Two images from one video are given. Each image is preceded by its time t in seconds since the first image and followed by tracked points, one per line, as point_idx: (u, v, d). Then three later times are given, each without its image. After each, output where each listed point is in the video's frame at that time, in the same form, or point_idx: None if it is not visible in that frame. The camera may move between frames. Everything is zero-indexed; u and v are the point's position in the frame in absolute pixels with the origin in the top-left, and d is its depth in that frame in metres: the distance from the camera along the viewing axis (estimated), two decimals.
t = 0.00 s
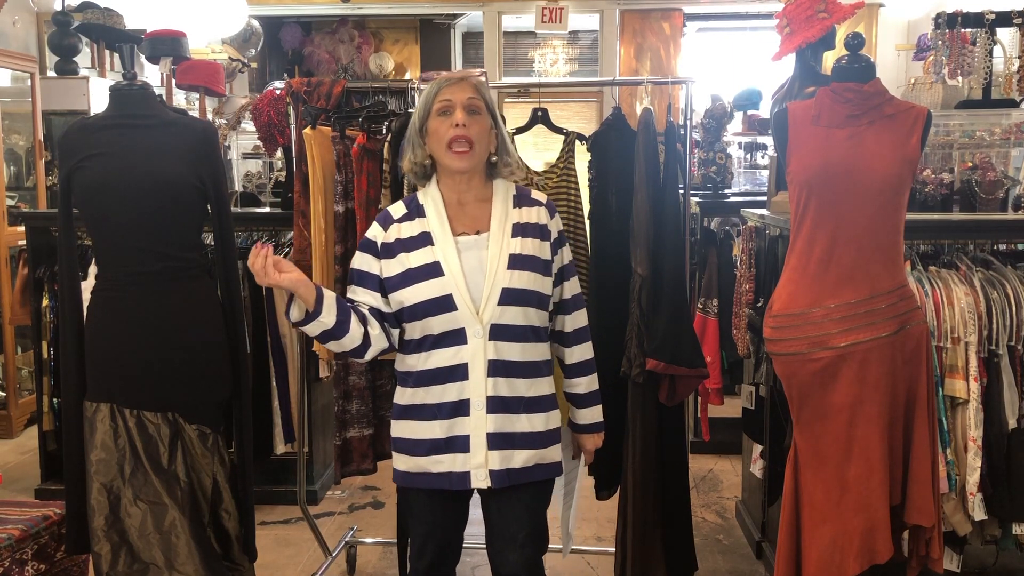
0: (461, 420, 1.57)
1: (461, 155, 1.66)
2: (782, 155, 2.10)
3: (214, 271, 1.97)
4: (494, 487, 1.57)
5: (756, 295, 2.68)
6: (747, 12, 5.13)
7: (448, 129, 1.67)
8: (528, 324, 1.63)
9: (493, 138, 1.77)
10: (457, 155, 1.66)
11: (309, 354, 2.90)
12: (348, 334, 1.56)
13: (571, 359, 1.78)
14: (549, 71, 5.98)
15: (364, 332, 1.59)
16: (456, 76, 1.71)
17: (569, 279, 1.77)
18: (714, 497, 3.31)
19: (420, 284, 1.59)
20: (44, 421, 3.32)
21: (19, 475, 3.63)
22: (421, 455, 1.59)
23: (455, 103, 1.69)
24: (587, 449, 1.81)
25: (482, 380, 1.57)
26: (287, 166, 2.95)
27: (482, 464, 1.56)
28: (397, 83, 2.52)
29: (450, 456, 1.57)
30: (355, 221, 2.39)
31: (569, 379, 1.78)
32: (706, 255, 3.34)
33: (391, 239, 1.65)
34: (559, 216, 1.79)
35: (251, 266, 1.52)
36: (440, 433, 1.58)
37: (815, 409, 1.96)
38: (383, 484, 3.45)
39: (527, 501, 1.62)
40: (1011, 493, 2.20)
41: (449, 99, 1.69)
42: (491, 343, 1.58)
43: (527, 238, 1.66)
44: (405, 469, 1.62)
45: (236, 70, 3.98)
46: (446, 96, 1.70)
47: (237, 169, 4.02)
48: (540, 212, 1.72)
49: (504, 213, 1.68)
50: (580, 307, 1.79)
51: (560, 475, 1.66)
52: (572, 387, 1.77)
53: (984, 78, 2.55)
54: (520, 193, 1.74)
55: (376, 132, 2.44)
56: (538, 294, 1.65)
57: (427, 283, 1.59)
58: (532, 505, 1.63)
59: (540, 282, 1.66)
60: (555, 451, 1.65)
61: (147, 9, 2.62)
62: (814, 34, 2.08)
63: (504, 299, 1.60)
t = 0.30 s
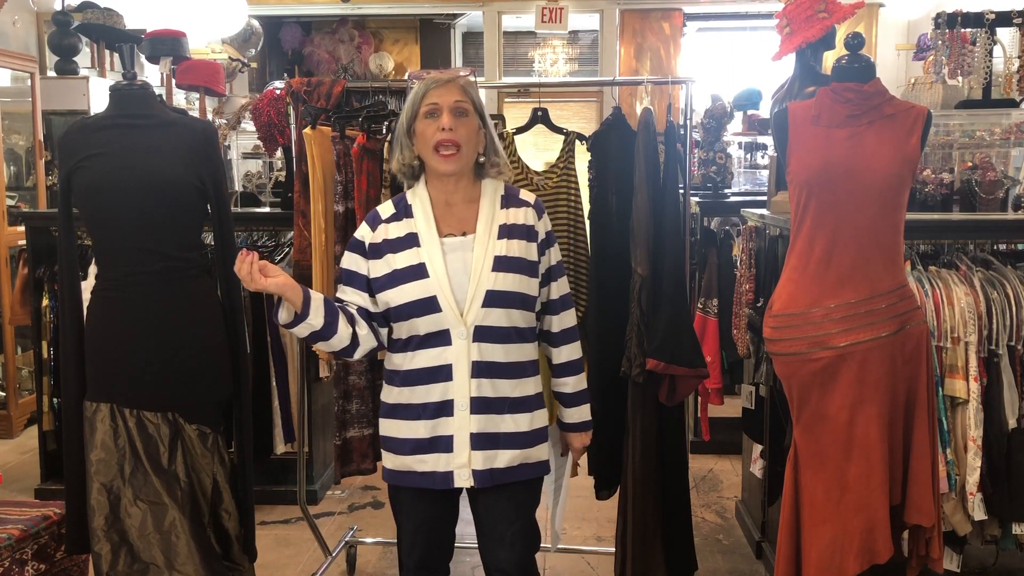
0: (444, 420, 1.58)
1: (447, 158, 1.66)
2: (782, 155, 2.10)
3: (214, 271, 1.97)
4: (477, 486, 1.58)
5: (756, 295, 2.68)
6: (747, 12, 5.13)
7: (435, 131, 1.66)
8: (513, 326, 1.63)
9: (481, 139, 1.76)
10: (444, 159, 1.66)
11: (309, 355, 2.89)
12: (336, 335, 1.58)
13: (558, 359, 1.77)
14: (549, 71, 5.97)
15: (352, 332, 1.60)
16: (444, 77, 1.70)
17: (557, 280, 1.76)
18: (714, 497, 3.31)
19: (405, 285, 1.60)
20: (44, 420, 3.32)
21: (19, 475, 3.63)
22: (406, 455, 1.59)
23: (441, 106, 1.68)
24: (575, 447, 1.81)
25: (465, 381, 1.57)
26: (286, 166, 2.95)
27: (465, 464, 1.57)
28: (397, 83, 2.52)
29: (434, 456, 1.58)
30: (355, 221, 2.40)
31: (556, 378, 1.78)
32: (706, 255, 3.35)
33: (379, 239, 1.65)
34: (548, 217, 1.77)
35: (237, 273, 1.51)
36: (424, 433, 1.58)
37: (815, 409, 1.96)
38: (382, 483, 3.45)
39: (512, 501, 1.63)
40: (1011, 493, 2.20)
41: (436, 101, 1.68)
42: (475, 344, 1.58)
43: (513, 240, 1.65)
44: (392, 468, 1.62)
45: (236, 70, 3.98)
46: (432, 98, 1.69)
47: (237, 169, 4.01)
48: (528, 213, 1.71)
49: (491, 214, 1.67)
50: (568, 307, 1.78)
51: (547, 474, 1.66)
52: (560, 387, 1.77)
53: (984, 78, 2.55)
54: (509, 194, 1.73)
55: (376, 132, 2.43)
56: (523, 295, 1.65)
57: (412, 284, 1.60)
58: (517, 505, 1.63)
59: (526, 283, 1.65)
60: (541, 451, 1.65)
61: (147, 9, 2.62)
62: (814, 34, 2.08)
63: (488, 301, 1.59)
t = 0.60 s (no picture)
0: (434, 420, 1.58)
1: (440, 157, 1.66)
2: (782, 155, 2.10)
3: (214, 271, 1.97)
4: (466, 486, 1.58)
5: (756, 295, 2.68)
6: (748, 12, 5.14)
7: (428, 132, 1.66)
8: (503, 326, 1.63)
9: (475, 139, 1.76)
10: (436, 159, 1.66)
11: (309, 355, 2.89)
12: (327, 333, 1.58)
13: (549, 360, 1.77)
14: (550, 71, 5.93)
15: (344, 331, 1.60)
16: (438, 77, 1.70)
17: (549, 281, 1.75)
18: (714, 497, 3.31)
19: (396, 284, 1.60)
20: (44, 421, 3.32)
21: (19, 475, 3.63)
22: (396, 453, 1.60)
23: (435, 107, 1.68)
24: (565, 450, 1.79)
25: (455, 381, 1.57)
26: (286, 166, 2.95)
27: (453, 463, 1.57)
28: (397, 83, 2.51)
29: (423, 455, 1.58)
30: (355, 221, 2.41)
31: (546, 379, 1.77)
32: (706, 255, 3.35)
33: (371, 238, 1.66)
34: (541, 217, 1.77)
35: (230, 270, 1.52)
36: (414, 432, 1.58)
37: (815, 409, 1.96)
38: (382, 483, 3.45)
39: (502, 500, 1.63)
40: (1011, 493, 2.20)
41: (430, 102, 1.68)
42: (465, 344, 1.58)
43: (505, 240, 1.65)
44: (383, 467, 1.63)
45: (236, 70, 3.98)
46: (426, 99, 1.69)
47: (237, 169, 4.01)
48: (521, 214, 1.71)
49: (483, 214, 1.67)
50: (559, 308, 1.77)
51: (538, 474, 1.66)
52: (550, 388, 1.77)
53: (984, 78, 2.55)
54: (502, 194, 1.73)
55: (376, 132, 2.43)
56: (514, 296, 1.64)
57: (403, 282, 1.60)
58: (508, 505, 1.63)
59: (517, 284, 1.65)
60: (531, 451, 1.64)
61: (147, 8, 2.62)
62: (814, 34, 2.08)
63: (478, 301, 1.59)
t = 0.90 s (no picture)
0: (421, 419, 1.58)
1: (432, 157, 1.66)
2: (782, 155, 2.10)
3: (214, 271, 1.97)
4: (451, 486, 1.58)
5: (756, 295, 2.67)
6: (748, 12, 5.14)
7: (421, 132, 1.66)
8: (492, 328, 1.62)
9: (469, 140, 1.76)
10: (428, 159, 1.65)
11: (309, 355, 2.89)
12: (318, 330, 1.59)
13: (543, 362, 1.75)
14: (549, 71, 6.00)
15: (335, 328, 1.62)
16: (433, 78, 1.70)
17: (542, 283, 1.74)
18: (714, 497, 3.31)
19: (386, 284, 1.61)
20: (44, 421, 3.32)
21: (19, 475, 3.63)
22: (384, 452, 1.61)
23: (427, 108, 1.68)
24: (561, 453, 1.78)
25: (442, 381, 1.57)
26: (286, 166, 2.95)
27: (439, 463, 1.57)
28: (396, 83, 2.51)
29: (410, 454, 1.58)
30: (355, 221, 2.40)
31: (541, 381, 1.75)
32: (706, 255, 3.35)
33: (364, 237, 1.67)
34: (535, 219, 1.75)
35: (223, 268, 1.57)
36: (402, 431, 1.59)
37: (814, 409, 1.96)
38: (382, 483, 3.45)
39: (491, 501, 1.63)
40: (1011, 493, 2.20)
41: (423, 103, 1.68)
42: (453, 344, 1.58)
43: (496, 242, 1.64)
44: (374, 466, 1.63)
45: (236, 70, 3.98)
46: (420, 100, 1.69)
47: (237, 169, 4.01)
48: (514, 215, 1.70)
49: (475, 215, 1.66)
50: (553, 310, 1.75)
51: (528, 475, 1.66)
52: (545, 390, 1.75)
53: (984, 78, 2.55)
54: (496, 195, 1.72)
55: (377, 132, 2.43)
56: (503, 297, 1.63)
57: (393, 282, 1.61)
58: (497, 505, 1.63)
59: (507, 285, 1.64)
60: (519, 453, 1.64)
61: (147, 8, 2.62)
62: (814, 34, 2.08)
63: (467, 302, 1.59)
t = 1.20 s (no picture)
0: (411, 418, 1.58)
1: (428, 158, 1.66)
2: (782, 155, 2.10)
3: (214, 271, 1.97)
4: (441, 486, 1.58)
5: (756, 295, 2.67)
6: (748, 12, 5.15)
7: (417, 133, 1.66)
8: (483, 328, 1.61)
9: (467, 140, 1.76)
10: (423, 160, 1.65)
11: (309, 355, 2.89)
12: (311, 326, 1.60)
13: (540, 365, 1.74)
14: (550, 71, 5.98)
15: (328, 325, 1.62)
16: (431, 78, 1.69)
17: (538, 285, 1.73)
18: (714, 497, 3.31)
19: (379, 282, 1.62)
20: (44, 420, 3.32)
21: (19, 475, 3.63)
22: (377, 450, 1.61)
23: (424, 108, 1.67)
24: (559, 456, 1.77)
25: (432, 380, 1.57)
26: (286, 166, 2.95)
27: (429, 463, 1.57)
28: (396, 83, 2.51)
29: (402, 453, 1.59)
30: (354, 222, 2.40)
31: (538, 384, 1.75)
32: (706, 255, 3.35)
33: (359, 236, 1.69)
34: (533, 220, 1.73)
35: (218, 262, 1.58)
36: (393, 430, 1.59)
37: (814, 409, 1.96)
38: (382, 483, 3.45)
39: (483, 501, 1.63)
40: (1011, 493, 2.20)
41: (420, 104, 1.68)
42: (443, 344, 1.58)
43: (490, 242, 1.63)
44: (369, 464, 1.64)
45: (236, 71, 3.98)
46: (417, 100, 1.68)
47: (237, 169, 4.01)
48: (509, 216, 1.68)
49: (470, 215, 1.66)
50: (550, 313, 1.74)
51: (522, 476, 1.65)
52: (542, 393, 1.74)
53: (984, 78, 2.56)
54: (492, 196, 1.71)
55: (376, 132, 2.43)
56: (495, 298, 1.62)
57: (386, 280, 1.62)
58: (489, 505, 1.63)
59: (500, 286, 1.63)
60: (512, 454, 1.63)
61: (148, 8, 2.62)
62: (814, 33, 2.08)
63: (457, 302, 1.59)
